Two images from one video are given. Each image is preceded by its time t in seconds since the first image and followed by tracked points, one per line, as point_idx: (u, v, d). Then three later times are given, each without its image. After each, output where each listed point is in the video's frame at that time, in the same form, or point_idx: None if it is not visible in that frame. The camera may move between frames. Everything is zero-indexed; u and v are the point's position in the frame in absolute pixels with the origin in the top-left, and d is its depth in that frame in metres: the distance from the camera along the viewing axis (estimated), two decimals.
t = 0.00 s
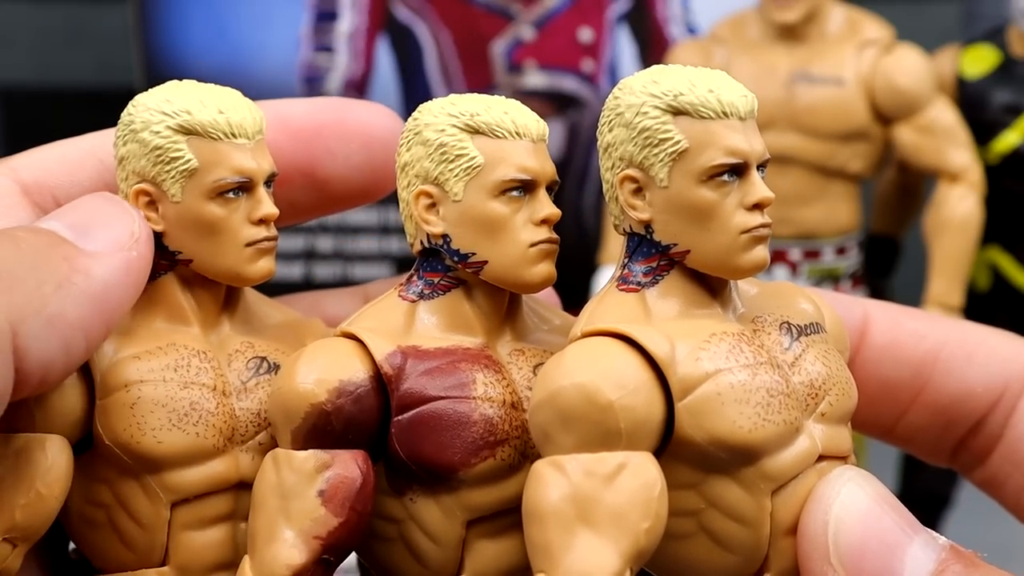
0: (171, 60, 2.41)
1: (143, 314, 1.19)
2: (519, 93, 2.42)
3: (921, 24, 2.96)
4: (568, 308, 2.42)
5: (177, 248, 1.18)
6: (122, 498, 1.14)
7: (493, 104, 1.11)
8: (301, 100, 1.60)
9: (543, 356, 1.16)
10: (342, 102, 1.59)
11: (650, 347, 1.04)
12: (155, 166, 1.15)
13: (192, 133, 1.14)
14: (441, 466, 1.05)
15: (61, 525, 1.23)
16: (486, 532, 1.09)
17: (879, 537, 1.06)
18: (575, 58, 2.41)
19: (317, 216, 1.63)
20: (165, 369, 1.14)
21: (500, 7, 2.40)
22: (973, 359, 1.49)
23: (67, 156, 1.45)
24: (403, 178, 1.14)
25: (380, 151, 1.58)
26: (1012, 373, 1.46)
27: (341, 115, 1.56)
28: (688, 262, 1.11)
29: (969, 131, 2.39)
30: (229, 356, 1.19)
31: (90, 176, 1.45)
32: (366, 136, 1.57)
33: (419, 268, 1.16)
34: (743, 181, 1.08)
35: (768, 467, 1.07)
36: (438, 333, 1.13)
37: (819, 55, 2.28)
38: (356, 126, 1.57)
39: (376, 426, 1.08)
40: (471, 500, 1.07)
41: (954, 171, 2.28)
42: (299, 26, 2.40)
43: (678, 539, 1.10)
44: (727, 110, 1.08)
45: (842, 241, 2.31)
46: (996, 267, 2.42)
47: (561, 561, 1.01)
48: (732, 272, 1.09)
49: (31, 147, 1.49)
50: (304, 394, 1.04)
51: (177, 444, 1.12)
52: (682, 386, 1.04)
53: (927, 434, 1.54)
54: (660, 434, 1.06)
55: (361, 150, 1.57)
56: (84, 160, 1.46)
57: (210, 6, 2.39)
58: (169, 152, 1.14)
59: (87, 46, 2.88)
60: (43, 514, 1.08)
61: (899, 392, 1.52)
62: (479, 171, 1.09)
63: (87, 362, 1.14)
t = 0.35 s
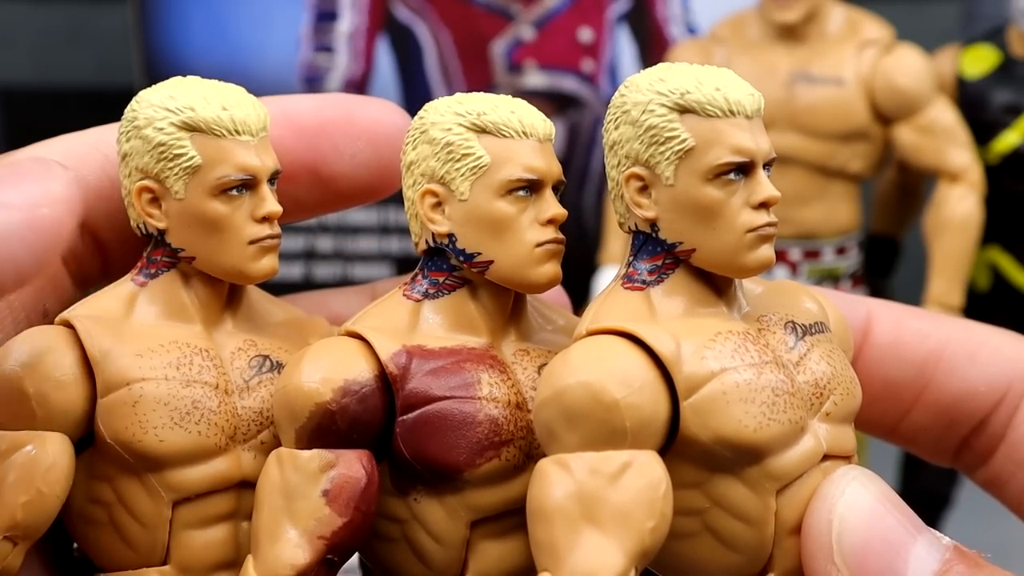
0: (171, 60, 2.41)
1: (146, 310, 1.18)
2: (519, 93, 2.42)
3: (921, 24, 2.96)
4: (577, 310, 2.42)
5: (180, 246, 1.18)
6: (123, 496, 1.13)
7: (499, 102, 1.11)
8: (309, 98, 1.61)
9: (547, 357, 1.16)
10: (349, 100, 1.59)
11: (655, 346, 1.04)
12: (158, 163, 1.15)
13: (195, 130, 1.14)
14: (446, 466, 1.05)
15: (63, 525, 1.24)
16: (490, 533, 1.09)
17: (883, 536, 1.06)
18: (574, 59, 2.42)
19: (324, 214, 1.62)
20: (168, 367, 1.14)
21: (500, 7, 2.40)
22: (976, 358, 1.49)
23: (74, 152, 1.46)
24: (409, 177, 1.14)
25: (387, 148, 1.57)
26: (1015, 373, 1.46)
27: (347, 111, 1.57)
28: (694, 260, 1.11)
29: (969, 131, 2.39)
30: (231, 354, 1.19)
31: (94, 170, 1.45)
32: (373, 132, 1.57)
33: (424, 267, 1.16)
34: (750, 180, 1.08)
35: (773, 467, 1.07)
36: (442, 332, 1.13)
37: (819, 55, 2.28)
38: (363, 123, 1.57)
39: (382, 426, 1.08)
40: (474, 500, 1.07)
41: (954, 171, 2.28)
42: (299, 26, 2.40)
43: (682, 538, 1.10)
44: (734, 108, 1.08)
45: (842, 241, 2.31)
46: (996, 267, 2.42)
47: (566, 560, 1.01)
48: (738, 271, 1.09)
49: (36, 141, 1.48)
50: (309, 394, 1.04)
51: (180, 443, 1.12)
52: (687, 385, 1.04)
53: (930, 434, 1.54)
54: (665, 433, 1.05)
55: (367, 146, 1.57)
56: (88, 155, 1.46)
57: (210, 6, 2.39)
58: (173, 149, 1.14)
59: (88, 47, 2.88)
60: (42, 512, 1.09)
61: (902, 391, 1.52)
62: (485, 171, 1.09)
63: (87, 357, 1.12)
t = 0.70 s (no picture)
0: (171, 60, 2.40)
1: (148, 311, 1.18)
2: (520, 93, 2.41)
3: (920, 25, 2.96)
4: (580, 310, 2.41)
5: (184, 249, 1.18)
6: (126, 500, 1.13)
7: (505, 107, 1.11)
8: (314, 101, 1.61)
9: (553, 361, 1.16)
10: (355, 105, 1.59)
11: (660, 345, 1.04)
12: (161, 165, 1.15)
13: (199, 132, 1.14)
14: (452, 468, 1.05)
15: (65, 527, 1.23)
16: (494, 535, 1.09)
17: (884, 536, 1.05)
18: (575, 59, 2.41)
19: (325, 218, 1.62)
20: (170, 369, 1.13)
21: (501, 7, 2.40)
22: (978, 359, 1.49)
23: (77, 153, 1.46)
24: (415, 180, 1.14)
25: (391, 154, 1.57)
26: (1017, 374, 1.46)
27: (353, 116, 1.57)
28: (697, 259, 1.11)
29: (969, 131, 2.39)
30: (234, 357, 1.19)
31: (97, 173, 1.45)
32: (377, 137, 1.56)
33: (428, 270, 1.16)
34: (754, 179, 1.08)
35: (776, 465, 1.07)
36: (447, 335, 1.13)
37: (819, 55, 2.28)
38: (367, 128, 1.56)
39: (387, 427, 1.07)
40: (479, 503, 1.07)
41: (954, 171, 2.28)
42: (299, 26, 2.40)
43: (684, 536, 1.10)
44: (738, 107, 1.08)
45: (842, 241, 2.31)
46: (996, 267, 2.42)
47: (570, 558, 1.01)
48: (741, 271, 1.09)
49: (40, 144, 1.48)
50: (314, 395, 1.04)
51: (182, 446, 1.11)
52: (691, 383, 1.04)
53: (931, 434, 1.54)
54: (668, 432, 1.05)
55: (371, 151, 1.56)
56: (91, 158, 1.46)
57: (211, 6, 2.39)
58: (176, 151, 1.14)
59: (87, 46, 2.88)
60: (44, 517, 1.08)
61: (903, 392, 1.52)
62: (491, 174, 1.09)
63: (91, 360, 1.13)
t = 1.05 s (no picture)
0: (171, 60, 2.40)
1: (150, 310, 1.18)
2: (520, 93, 2.41)
3: (920, 25, 2.96)
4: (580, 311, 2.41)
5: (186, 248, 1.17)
6: (127, 498, 1.13)
7: (514, 106, 1.11)
8: (314, 91, 1.59)
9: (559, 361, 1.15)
10: (356, 96, 1.58)
11: (664, 342, 1.04)
12: (166, 164, 1.14)
13: (204, 131, 1.13)
14: (458, 468, 1.05)
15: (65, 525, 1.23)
16: (498, 535, 1.09)
17: (885, 534, 1.05)
18: (575, 59, 2.41)
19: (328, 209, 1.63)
20: (173, 368, 1.13)
21: (501, 7, 2.40)
22: (980, 357, 1.49)
23: (79, 143, 1.45)
24: (421, 179, 1.13)
25: (394, 147, 1.57)
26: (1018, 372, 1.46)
27: (356, 108, 1.56)
28: (701, 256, 1.11)
29: (969, 131, 2.39)
30: (237, 355, 1.18)
31: (100, 163, 1.44)
32: (380, 132, 1.56)
33: (434, 270, 1.16)
34: (758, 176, 1.08)
35: (779, 463, 1.07)
36: (452, 335, 1.12)
37: (818, 55, 2.28)
38: (371, 122, 1.56)
39: (394, 427, 1.07)
40: (485, 503, 1.07)
41: (954, 171, 2.28)
42: (299, 26, 2.39)
43: (687, 534, 1.10)
44: (743, 104, 1.07)
45: (843, 241, 2.31)
46: (996, 267, 2.42)
47: (572, 556, 1.00)
48: (744, 268, 1.09)
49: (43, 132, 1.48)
50: (320, 394, 1.04)
51: (185, 444, 1.11)
52: (694, 380, 1.04)
53: (932, 432, 1.54)
54: (671, 429, 1.05)
55: (374, 146, 1.56)
56: (95, 147, 1.45)
57: (211, 6, 2.38)
58: (181, 150, 1.13)
59: (87, 47, 2.88)
60: (45, 514, 1.08)
61: (905, 389, 1.52)
62: (499, 174, 1.09)
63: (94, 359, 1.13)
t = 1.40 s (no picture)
0: (171, 60, 2.40)
1: (150, 309, 1.18)
2: (519, 93, 2.41)
3: (920, 25, 2.96)
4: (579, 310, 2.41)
5: (186, 247, 1.17)
6: (126, 499, 1.13)
7: (514, 106, 1.11)
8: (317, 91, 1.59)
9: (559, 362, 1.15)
10: (359, 96, 1.58)
11: (664, 340, 1.04)
12: (164, 163, 1.14)
13: (203, 131, 1.13)
14: (460, 468, 1.05)
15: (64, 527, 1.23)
16: (499, 536, 1.09)
17: (885, 534, 1.05)
18: (574, 59, 2.41)
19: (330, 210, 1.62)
20: (171, 368, 1.13)
21: (500, 7, 2.40)
22: (979, 356, 1.49)
23: (80, 142, 1.45)
24: (422, 179, 1.13)
25: (395, 148, 1.56)
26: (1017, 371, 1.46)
27: (357, 109, 1.56)
28: (701, 255, 1.11)
29: (969, 131, 2.39)
30: (236, 356, 1.18)
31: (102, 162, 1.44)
32: (382, 132, 1.56)
33: (434, 270, 1.16)
34: (758, 174, 1.08)
35: (779, 461, 1.07)
36: (453, 335, 1.12)
37: (818, 55, 2.28)
38: (372, 122, 1.56)
39: (395, 427, 1.07)
40: (485, 503, 1.07)
41: (954, 171, 2.28)
42: (299, 26, 2.39)
43: (687, 532, 1.10)
44: (744, 103, 1.07)
45: (842, 241, 2.31)
46: (996, 267, 2.42)
47: (572, 554, 1.00)
48: (745, 266, 1.09)
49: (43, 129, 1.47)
50: (323, 394, 1.04)
51: (183, 445, 1.11)
52: (694, 378, 1.04)
53: (931, 431, 1.54)
54: (671, 428, 1.05)
55: (375, 146, 1.56)
56: (95, 146, 1.45)
57: (211, 6, 2.38)
58: (180, 150, 1.13)
59: (87, 47, 2.87)
60: (44, 515, 1.07)
61: (904, 388, 1.52)
62: (501, 173, 1.09)
63: (92, 359, 1.13)
